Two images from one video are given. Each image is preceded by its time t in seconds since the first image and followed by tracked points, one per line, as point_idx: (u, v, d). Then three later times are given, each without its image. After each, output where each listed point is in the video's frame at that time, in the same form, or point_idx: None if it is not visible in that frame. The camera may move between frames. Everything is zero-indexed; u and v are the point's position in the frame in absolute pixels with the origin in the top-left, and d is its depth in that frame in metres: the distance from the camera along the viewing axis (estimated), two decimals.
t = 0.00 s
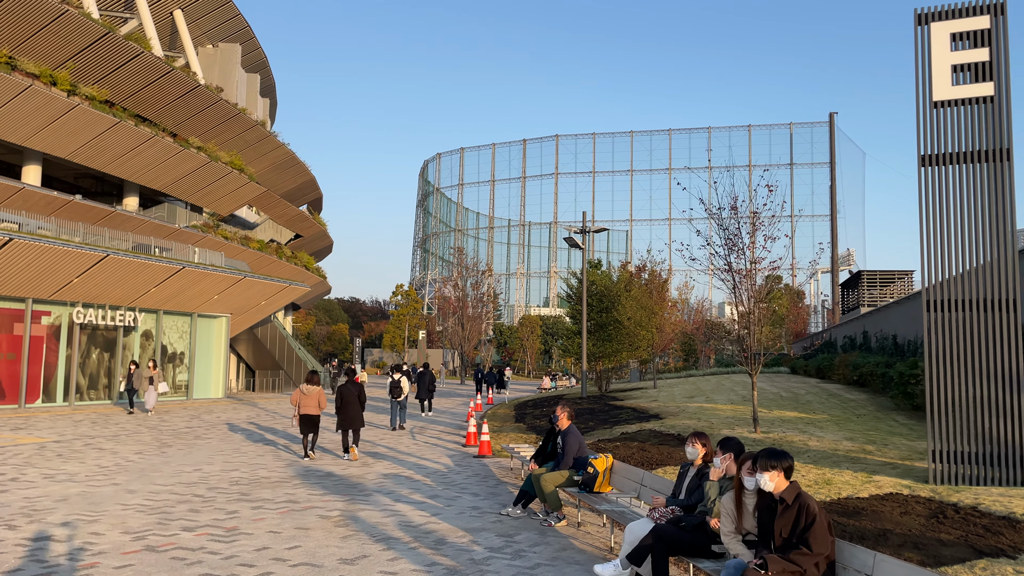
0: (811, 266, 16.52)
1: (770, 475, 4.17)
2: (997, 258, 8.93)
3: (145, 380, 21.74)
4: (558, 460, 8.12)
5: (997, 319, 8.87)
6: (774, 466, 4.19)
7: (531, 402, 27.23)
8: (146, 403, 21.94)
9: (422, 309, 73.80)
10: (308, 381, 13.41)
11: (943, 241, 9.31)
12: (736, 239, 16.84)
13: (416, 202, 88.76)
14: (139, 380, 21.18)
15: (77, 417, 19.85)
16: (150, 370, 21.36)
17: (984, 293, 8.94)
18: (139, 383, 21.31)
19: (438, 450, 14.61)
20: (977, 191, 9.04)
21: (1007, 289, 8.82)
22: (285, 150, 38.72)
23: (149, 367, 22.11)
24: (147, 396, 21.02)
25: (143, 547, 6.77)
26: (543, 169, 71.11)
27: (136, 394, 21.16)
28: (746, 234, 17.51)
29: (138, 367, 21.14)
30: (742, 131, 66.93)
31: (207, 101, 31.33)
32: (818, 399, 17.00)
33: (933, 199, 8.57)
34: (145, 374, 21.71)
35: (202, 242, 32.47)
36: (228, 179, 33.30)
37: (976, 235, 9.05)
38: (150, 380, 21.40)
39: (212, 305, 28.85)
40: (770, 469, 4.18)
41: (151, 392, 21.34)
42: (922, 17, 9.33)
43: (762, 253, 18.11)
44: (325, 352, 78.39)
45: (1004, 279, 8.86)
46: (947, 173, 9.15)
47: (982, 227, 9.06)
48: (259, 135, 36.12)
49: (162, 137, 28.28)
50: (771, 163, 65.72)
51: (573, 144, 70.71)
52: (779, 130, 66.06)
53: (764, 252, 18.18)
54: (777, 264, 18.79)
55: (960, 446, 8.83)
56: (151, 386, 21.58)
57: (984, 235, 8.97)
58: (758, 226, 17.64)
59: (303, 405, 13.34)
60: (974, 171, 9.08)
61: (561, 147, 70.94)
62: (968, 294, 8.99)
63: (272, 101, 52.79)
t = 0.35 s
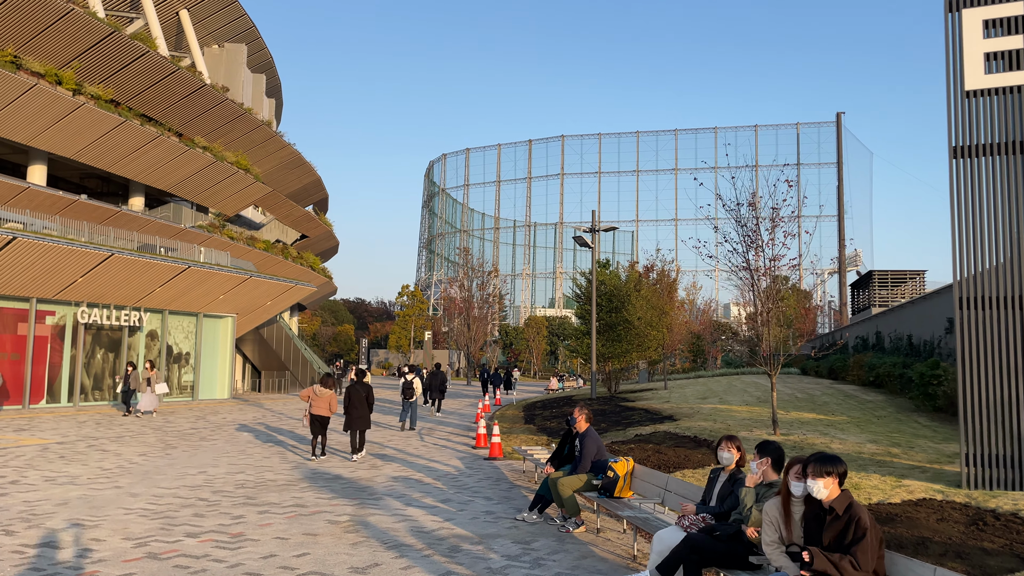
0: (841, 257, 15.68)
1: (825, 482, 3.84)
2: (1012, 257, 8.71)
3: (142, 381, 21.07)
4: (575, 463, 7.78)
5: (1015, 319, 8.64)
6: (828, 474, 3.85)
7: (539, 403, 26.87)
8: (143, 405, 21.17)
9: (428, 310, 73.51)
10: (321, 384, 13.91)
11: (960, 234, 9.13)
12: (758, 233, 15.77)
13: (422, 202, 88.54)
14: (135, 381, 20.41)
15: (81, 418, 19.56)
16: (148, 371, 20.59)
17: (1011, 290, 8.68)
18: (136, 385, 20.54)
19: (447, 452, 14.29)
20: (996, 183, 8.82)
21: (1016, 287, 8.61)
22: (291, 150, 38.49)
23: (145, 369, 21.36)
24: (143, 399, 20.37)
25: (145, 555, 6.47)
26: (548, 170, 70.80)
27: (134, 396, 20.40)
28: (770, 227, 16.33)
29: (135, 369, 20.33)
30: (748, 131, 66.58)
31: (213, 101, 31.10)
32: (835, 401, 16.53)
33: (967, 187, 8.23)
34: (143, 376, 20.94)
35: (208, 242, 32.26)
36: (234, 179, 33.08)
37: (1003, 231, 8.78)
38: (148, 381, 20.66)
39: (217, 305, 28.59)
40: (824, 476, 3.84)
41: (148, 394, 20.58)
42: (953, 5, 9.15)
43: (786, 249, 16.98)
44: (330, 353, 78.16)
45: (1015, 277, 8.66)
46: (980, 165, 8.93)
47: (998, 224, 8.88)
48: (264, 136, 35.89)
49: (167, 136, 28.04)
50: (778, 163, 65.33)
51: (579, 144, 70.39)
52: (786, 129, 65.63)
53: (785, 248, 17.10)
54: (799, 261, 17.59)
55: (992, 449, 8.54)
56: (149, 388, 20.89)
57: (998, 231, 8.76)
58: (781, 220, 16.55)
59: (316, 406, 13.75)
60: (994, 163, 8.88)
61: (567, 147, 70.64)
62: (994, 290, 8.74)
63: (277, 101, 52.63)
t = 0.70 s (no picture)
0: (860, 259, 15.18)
1: (876, 504, 3.49)
2: None
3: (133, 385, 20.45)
4: (591, 474, 7.46)
5: None
6: (879, 495, 3.51)
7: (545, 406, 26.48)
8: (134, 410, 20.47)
9: (431, 312, 73.17)
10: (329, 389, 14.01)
11: (993, 234, 8.90)
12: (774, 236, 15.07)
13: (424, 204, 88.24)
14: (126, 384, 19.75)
15: (79, 423, 19.19)
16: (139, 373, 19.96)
17: None
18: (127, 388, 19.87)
19: (453, 459, 13.91)
20: (1007, 184, 8.84)
21: (1013, 290, 8.61)
22: (294, 151, 38.19)
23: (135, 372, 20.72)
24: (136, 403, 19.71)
25: (138, 571, 6.13)
26: (551, 171, 70.42)
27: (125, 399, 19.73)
28: (788, 230, 15.49)
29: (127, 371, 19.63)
30: (752, 132, 66.19)
31: (215, 102, 30.77)
32: (849, 406, 16.09)
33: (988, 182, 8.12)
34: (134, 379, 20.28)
35: (210, 243, 31.94)
36: (236, 180, 32.76)
37: None
38: (140, 384, 20.04)
39: (219, 307, 28.26)
40: (876, 498, 3.49)
41: (139, 399, 19.86)
42: None
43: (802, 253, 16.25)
44: (333, 355, 77.90)
45: None
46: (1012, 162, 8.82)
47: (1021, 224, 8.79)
48: (267, 137, 35.55)
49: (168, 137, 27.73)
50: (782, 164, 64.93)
51: (581, 145, 70.03)
52: (790, 130, 65.33)
53: (801, 252, 16.39)
54: (815, 265, 16.85)
55: None
56: (141, 392, 20.20)
57: (997, 233, 8.82)
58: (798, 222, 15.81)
59: (326, 410, 13.88)
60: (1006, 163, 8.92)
61: (569, 149, 70.27)
62: None
63: (280, 103, 52.39)
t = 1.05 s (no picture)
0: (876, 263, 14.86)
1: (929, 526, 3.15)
2: None
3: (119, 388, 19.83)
4: (602, 482, 7.13)
5: None
6: (929, 518, 3.18)
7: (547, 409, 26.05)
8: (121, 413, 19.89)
9: (430, 314, 72.84)
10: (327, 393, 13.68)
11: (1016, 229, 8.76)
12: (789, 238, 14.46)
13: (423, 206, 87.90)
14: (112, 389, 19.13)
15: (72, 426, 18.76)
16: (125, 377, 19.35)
17: None
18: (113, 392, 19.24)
19: (453, 464, 13.52)
20: (1019, 179, 8.77)
21: None
22: (292, 152, 37.84)
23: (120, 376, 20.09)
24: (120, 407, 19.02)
25: None
26: (550, 173, 70.09)
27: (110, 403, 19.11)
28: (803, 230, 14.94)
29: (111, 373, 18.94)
30: (752, 134, 65.94)
31: (212, 102, 30.42)
32: (858, 410, 15.73)
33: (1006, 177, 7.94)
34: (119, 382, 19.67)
35: (208, 245, 31.58)
36: (234, 181, 32.39)
37: None
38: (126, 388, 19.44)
39: (215, 309, 27.89)
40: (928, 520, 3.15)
41: (123, 403, 19.12)
42: None
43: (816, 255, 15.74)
44: (332, 357, 77.60)
45: None
46: None
47: None
48: (265, 137, 35.16)
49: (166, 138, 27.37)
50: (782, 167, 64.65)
51: (580, 147, 69.69)
52: (790, 133, 65.06)
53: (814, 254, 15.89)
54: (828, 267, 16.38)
55: None
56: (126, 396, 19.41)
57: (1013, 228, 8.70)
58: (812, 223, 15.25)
59: (324, 415, 13.64)
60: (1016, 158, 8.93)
61: (568, 150, 69.92)
62: None
63: (278, 103, 52.03)
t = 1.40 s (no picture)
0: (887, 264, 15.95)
1: (999, 550, 2.80)
2: None
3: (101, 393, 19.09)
4: (612, 493, 6.76)
5: None
6: (1001, 540, 2.84)
7: (545, 413, 25.68)
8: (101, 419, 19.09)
9: (425, 317, 72.43)
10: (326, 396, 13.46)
11: None
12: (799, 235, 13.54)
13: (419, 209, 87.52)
14: (93, 393, 18.37)
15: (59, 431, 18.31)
16: (107, 381, 18.59)
17: None
18: (94, 397, 18.47)
19: (453, 470, 13.16)
20: None
21: None
22: (288, 153, 37.43)
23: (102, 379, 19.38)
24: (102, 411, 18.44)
25: None
26: (546, 176, 69.82)
27: (91, 408, 18.35)
28: (815, 226, 13.97)
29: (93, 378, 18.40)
30: (748, 138, 65.79)
31: (207, 103, 30.00)
32: (866, 414, 15.36)
33: None
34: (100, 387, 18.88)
35: (202, 247, 31.13)
36: (228, 182, 31.95)
37: None
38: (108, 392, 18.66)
39: (209, 311, 27.46)
40: (1000, 543, 2.80)
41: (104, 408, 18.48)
42: None
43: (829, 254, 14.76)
44: (327, 360, 77.12)
45: None
46: None
47: None
48: (260, 139, 34.74)
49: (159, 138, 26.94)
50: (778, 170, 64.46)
51: (577, 151, 69.38)
52: (786, 136, 64.88)
53: (827, 253, 14.88)
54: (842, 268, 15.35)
55: None
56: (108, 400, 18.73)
57: None
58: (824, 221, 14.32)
59: (323, 419, 13.37)
60: None
61: (565, 154, 69.61)
62: None
63: (274, 105, 51.63)
